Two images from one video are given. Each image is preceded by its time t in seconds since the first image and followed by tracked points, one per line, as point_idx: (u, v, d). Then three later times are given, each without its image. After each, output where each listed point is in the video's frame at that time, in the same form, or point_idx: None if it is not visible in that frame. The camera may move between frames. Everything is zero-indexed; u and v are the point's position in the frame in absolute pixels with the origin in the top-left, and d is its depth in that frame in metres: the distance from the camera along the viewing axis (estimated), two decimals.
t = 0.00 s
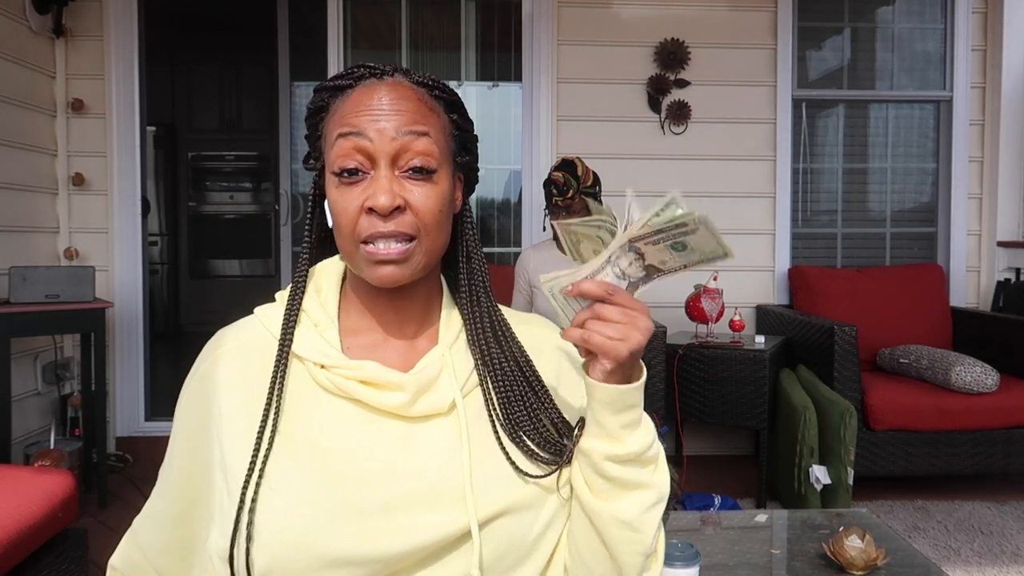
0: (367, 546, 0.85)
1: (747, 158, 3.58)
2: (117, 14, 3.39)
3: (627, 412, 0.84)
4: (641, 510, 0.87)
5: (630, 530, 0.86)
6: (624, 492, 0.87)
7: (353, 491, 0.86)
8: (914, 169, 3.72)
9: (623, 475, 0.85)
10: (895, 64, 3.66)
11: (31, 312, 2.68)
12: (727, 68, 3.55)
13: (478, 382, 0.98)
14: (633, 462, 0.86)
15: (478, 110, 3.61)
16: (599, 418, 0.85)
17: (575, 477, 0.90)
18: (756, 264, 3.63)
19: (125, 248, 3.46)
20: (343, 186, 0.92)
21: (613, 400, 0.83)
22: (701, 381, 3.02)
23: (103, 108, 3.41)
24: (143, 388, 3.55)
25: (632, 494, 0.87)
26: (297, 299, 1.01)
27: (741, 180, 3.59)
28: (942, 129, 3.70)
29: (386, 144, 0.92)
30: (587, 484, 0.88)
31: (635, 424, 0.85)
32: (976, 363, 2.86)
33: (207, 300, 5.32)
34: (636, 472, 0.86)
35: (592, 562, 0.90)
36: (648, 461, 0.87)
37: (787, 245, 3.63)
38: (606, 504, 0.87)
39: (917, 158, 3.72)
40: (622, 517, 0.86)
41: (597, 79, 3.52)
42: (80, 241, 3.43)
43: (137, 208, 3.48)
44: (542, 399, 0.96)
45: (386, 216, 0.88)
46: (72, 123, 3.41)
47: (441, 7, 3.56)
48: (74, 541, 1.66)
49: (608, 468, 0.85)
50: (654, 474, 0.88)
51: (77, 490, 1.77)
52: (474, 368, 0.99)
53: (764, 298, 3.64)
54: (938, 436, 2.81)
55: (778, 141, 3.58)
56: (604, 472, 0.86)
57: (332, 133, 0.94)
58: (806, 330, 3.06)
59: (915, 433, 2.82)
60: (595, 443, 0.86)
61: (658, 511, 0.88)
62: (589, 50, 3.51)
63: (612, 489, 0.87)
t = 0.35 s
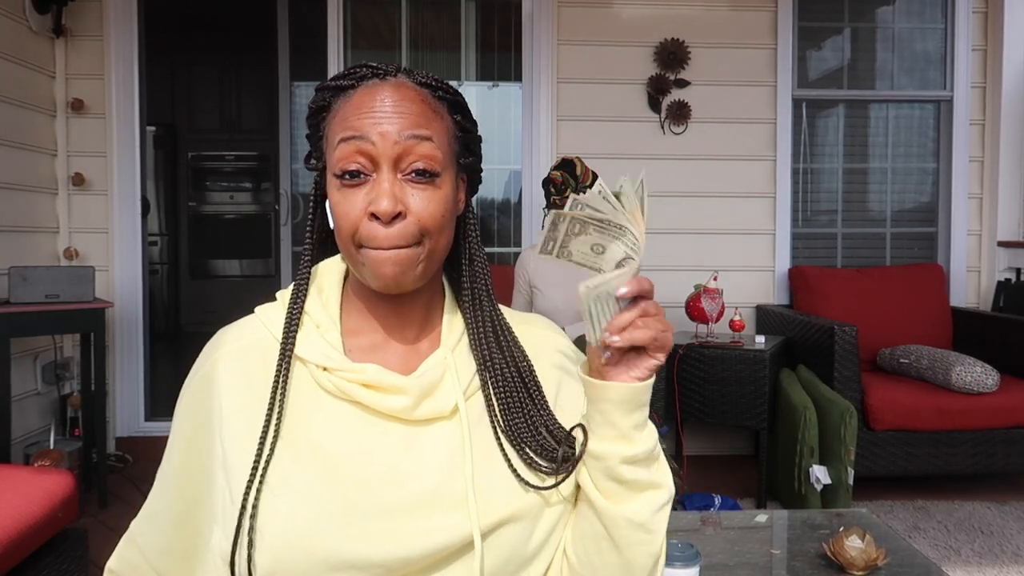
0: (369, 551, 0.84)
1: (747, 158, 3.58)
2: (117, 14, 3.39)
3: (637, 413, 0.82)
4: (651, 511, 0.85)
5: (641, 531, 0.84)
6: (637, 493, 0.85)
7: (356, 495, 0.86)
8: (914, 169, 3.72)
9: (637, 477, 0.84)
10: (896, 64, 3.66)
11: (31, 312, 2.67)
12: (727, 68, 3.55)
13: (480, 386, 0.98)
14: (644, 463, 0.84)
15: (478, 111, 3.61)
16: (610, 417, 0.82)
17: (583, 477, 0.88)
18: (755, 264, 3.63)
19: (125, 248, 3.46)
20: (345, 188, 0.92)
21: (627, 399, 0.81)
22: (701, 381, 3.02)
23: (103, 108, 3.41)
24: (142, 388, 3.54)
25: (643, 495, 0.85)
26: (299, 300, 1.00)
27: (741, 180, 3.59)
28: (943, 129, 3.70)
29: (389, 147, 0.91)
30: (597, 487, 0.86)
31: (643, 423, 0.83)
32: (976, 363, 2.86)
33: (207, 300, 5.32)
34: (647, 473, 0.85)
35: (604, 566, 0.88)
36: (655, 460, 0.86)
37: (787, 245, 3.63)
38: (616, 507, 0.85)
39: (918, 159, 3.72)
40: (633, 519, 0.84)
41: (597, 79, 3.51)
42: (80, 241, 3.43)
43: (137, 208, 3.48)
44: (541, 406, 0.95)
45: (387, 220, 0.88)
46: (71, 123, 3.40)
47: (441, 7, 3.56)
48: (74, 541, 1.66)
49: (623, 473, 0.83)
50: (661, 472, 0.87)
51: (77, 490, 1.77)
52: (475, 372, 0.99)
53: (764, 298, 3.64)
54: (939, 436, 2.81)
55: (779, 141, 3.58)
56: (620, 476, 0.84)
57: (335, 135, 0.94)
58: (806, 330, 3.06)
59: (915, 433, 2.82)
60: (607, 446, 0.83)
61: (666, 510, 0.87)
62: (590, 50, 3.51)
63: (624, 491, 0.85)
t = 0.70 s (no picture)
0: (370, 544, 0.85)
1: (747, 158, 3.58)
2: (117, 14, 3.39)
3: (642, 416, 0.83)
4: (664, 506, 0.86)
5: (655, 528, 0.85)
6: (648, 492, 0.86)
7: (359, 488, 0.86)
8: (914, 169, 3.73)
9: (648, 479, 0.84)
10: (895, 64, 3.66)
11: (31, 311, 2.68)
12: (726, 68, 3.55)
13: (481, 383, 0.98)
14: (653, 463, 0.85)
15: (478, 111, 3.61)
16: (614, 423, 0.83)
17: (592, 479, 0.88)
18: (755, 264, 3.63)
19: (126, 247, 3.46)
20: (352, 207, 0.92)
21: (631, 405, 0.82)
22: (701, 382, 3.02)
23: (103, 108, 3.41)
24: (143, 387, 3.55)
25: (654, 493, 0.86)
26: (303, 296, 1.01)
27: (741, 180, 3.59)
28: (942, 129, 3.70)
29: (396, 172, 0.90)
30: (608, 488, 0.87)
31: (649, 425, 0.84)
32: (976, 363, 2.86)
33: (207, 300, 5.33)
34: (657, 473, 0.85)
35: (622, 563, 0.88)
36: (663, 456, 0.86)
37: (787, 245, 3.63)
38: (629, 507, 0.86)
39: (917, 158, 3.72)
40: (645, 517, 0.85)
41: (597, 79, 3.52)
42: (80, 241, 3.44)
43: (137, 208, 3.48)
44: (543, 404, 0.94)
45: (395, 246, 0.90)
46: (72, 123, 3.41)
47: (441, 7, 3.57)
48: (74, 541, 1.66)
49: (634, 475, 0.84)
50: (670, 467, 0.87)
51: (77, 490, 1.77)
52: (476, 370, 0.99)
53: (764, 298, 3.64)
54: (938, 436, 2.81)
55: (778, 141, 3.58)
56: (629, 479, 0.84)
57: (342, 152, 0.93)
58: (806, 330, 3.06)
59: (915, 433, 2.82)
60: (614, 452, 0.84)
61: (678, 504, 0.87)
62: (589, 50, 3.51)
63: (633, 492, 0.85)
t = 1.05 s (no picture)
0: (391, 538, 0.84)
1: (747, 158, 3.58)
2: (117, 14, 3.39)
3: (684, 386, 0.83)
4: (730, 451, 0.87)
5: (728, 476, 0.87)
6: (711, 449, 0.86)
7: (377, 482, 0.85)
8: (913, 169, 3.73)
9: (708, 441, 0.85)
10: (895, 64, 3.66)
11: (31, 311, 2.68)
12: (726, 68, 3.55)
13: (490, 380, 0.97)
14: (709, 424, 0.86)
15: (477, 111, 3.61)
16: (661, 406, 0.83)
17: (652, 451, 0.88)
18: (755, 264, 3.63)
19: (126, 247, 3.46)
20: (356, 194, 0.92)
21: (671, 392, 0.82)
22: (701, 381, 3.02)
23: (103, 108, 3.41)
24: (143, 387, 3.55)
25: (718, 446, 0.87)
26: (312, 293, 0.99)
27: (740, 180, 3.59)
28: (943, 129, 3.70)
29: (400, 156, 0.90)
30: (673, 453, 0.86)
31: (694, 395, 0.84)
32: (976, 363, 2.86)
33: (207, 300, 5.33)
34: (716, 430, 0.86)
35: (708, 503, 0.90)
36: (716, 410, 0.86)
37: (787, 245, 3.63)
38: (699, 463, 0.86)
39: (917, 159, 3.72)
40: (716, 467, 0.86)
41: (597, 79, 3.52)
42: (80, 241, 3.44)
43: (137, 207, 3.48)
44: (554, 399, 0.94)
45: (400, 228, 0.89)
46: (72, 123, 3.41)
47: (441, 7, 3.57)
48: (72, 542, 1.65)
49: (692, 442, 0.85)
50: (727, 413, 0.88)
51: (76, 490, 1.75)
52: (485, 365, 0.99)
53: (764, 298, 3.64)
54: (938, 436, 2.81)
55: (778, 141, 3.58)
56: (688, 446, 0.85)
57: (347, 143, 0.93)
58: (806, 330, 3.06)
59: (915, 433, 2.82)
60: (669, 425, 0.84)
61: (742, 447, 0.88)
62: (589, 50, 3.51)
63: (695, 452, 0.86)
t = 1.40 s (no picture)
0: (410, 534, 0.83)
1: (747, 158, 3.58)
2: (117, 15, 3.39)
3: (658, 403, 0.88)
4: (689, 478, 0.91)
5: (682, 499, 0.91)
6: (669, 469, 0.91)
7: (393, 479, 0.84)
8: (913, 169, 3.73)
9: (670, 457, 0.90)
10: (895, 64, 3.66)
11: (31, 311, 2.67)
12: (726, 68, 3.55)
13: (495, 383, 0.99)
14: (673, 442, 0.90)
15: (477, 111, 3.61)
16: (633, 412, 0.89)
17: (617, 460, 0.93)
18: (755, 264, 3.63)
19: (126, 247, 3.46)
20: (376, 209, 0.92)
21: (642, 396, 0.88)
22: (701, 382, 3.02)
23: (103, 108, 3.41)
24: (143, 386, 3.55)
25: (678, 468, 0.91)
26: (323, 288, 0.97)
27: (741, 180, 3.59)
28: (942, 129, 3.70)
29: (421, 176, 0.90)
30: (635, 467, 0.92)
31: (666, 408, 0.89)
32: (976, 362, 2.86)
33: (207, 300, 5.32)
34: (678, 450, 0.91)
35: (652, 527, 0.94)
36: (684, 433, 0.91)
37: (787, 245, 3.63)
38: (657, 482, 0.91)
39: (917, 159, 3.72)
40: (673, 489, 0.91)
41: (597, 79, 3.52)
42: (80, 241, 3.44)
43: (137, 208, 3.48)
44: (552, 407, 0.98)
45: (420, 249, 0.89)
46: (72, 123, 3.41)
47: (441, 7, 3.56)
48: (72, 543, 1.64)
49: (655, 455, 0.89)
50: (691, 441, 0.92)
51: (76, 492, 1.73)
52: (490, 368, 1.00)
53: (764, 298, 3.64)
54: (938, 436, 2.82)
55: (778, 141, 3.58)
56: (650, 459, 0.90)
57: (368, 156, 0.92)
58: (806, 330, 3.06)
59: (915, 433, 2.82)
60: (637, 436, 0.89)
61: (702, 476, 0.93)
62: (589, 50, 3.51)
63: (657, 469, 0.91)
